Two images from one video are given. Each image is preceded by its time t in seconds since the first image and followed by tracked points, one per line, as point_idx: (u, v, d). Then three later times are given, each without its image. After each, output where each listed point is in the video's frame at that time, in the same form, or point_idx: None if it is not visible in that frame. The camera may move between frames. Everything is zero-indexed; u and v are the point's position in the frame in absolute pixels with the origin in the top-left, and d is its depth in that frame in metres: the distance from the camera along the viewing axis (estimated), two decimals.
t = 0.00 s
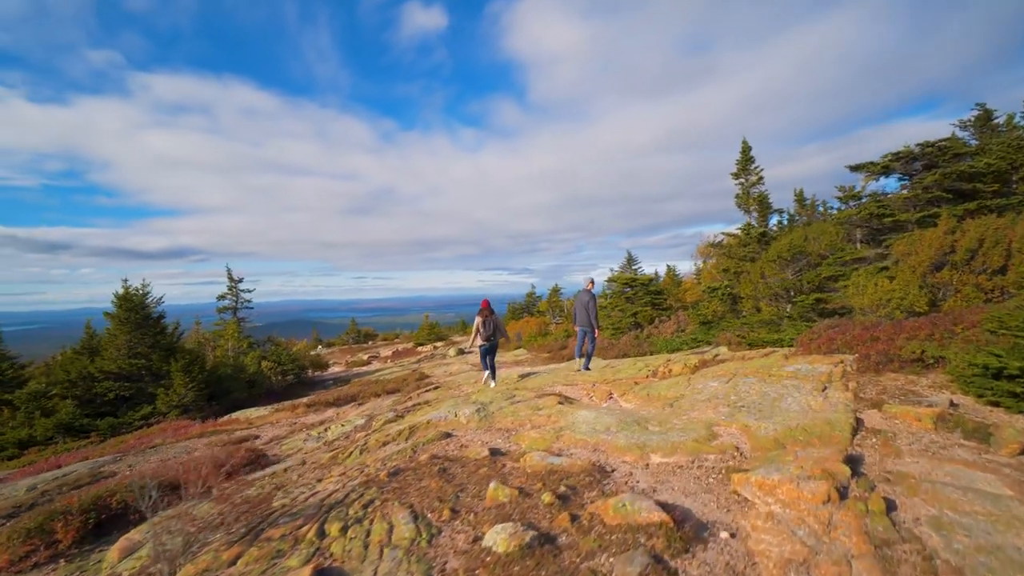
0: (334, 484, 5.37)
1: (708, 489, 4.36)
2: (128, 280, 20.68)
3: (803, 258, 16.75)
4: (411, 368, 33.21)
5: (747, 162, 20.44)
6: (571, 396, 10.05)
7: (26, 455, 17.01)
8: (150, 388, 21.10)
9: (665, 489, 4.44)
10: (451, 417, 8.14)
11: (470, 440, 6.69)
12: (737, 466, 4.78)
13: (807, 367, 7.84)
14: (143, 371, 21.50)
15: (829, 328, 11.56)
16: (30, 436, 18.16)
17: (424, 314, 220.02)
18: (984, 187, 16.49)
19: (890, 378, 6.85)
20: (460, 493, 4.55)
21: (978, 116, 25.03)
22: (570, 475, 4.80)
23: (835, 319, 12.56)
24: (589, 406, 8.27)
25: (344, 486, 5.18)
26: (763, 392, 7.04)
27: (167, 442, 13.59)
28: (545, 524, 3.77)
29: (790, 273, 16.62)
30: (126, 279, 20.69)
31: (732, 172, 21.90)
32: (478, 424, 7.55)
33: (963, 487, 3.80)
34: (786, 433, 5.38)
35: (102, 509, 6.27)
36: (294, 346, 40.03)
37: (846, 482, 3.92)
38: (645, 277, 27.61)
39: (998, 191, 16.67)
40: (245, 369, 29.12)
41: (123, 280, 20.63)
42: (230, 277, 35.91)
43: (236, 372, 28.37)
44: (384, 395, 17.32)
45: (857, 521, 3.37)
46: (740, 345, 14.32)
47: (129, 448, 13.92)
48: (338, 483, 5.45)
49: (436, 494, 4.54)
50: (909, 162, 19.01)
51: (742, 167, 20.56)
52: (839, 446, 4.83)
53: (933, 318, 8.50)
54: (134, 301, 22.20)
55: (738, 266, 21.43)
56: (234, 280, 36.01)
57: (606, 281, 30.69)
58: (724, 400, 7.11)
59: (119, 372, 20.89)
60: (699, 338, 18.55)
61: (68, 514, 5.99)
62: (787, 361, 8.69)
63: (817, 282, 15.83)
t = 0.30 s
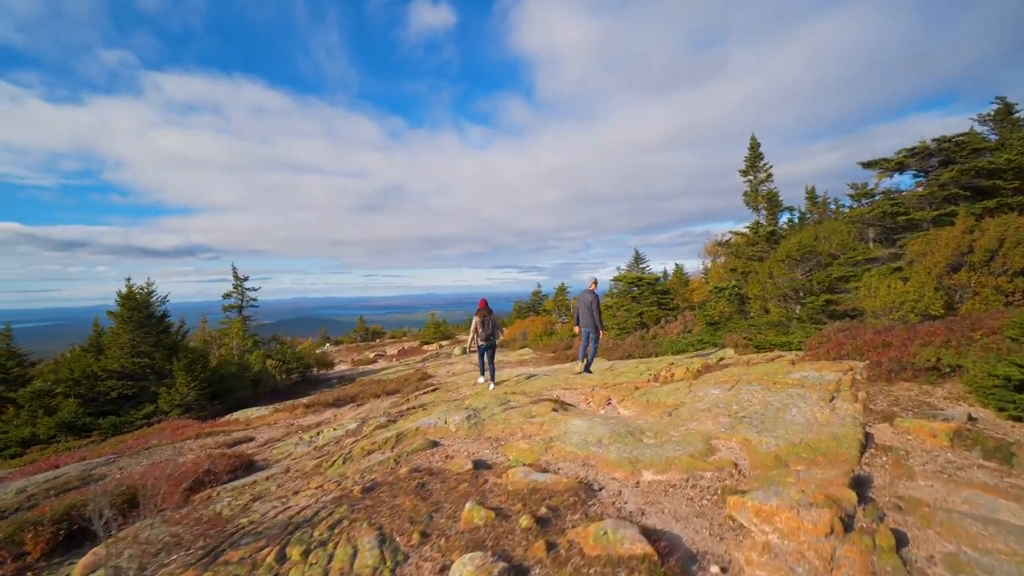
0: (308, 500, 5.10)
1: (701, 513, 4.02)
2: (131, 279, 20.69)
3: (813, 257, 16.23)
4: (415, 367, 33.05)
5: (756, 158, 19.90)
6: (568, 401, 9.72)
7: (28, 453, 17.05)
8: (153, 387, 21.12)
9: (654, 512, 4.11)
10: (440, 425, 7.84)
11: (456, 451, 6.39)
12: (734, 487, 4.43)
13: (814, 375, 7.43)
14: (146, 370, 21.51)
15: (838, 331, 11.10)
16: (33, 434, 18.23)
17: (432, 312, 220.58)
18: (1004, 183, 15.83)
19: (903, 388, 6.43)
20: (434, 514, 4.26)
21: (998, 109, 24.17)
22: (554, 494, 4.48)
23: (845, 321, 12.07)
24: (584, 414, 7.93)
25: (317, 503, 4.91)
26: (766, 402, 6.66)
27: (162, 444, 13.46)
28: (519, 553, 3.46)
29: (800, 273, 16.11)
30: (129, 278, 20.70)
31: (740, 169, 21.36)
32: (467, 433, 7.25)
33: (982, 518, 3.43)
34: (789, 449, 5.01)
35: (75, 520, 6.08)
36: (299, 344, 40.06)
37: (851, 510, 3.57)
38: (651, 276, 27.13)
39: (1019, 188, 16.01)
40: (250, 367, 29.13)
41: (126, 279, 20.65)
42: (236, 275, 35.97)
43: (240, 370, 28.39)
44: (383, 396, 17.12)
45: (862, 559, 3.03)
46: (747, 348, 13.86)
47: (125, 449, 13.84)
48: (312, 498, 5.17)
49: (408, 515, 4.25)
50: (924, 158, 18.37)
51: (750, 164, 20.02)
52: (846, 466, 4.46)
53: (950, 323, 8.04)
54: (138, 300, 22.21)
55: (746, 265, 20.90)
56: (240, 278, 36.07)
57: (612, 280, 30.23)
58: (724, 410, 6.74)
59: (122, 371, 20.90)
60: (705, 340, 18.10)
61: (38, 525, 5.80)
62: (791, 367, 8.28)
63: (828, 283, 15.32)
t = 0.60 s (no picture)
0: (278, 518, 4.83)
1: (693, 543, 3.68)
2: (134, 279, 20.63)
3: (824, 258, 15.70)
4: (419, 368, 32.85)
5: (765, 157, 19.36)
6: (565, 409, 9.38)
7: (30, 453, 17.08)
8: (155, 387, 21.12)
9: (643, 540, 3.78)
10: (429, 433, 7.55)
11: (441, 465, 6.09)
12: (731, 512, 4.08)
13: (823, 385, 7.01)
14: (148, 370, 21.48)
15: (850, 336, 10.62)
16: (35, 434, 18.28)
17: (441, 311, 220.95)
18: None
19: (918, 401, 6.00)
20: (404, 538, 3.96)
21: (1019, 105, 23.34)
22: (535, 517, 4.15)
23: (857, 326, 11.58)
24: (580, 424, 7.58)
25: (287, 522, 4.64)
26: (770, 414, 6.27)
27: (158, 446, 13.32)
28: None
29: (810, 275, 15.61)
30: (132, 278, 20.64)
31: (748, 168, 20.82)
32: (455, 443, 6.95)
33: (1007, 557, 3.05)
34: (793, 469, 4.64)
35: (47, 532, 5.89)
36: (304, 344, 40.06)
37: (860, 546, 3.21)
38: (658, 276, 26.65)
39: None
40: (254, 367, 29.14)
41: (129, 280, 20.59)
42: (241, 275, 36.00)
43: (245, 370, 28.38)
44: (382, 398, 16.89)
45: None
46: (754, 352, 13.40)
47: (121, 450, 13.74)
48: (283, 515, 4.90)
49: (377, 539, 3.95)
50: (941, 156, 17.72)
51: (759, 163, 19.49)
52: (855, 492, 4.08)
53: (969, 330, 7.58)
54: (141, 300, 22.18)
55: (754, 267, 20.36)
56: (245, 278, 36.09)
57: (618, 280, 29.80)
58: (726, 422, 6.37)
59: (124, 371, 20.90)
60: (712, 343, 17.64)
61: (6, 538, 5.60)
62: (799, 375, 7.87)
63: (839, 285, 14.80)
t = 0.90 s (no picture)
0: (249, 534, 4.58)
1: None
2: (142, 279, 20.71)
3: (841, 257, 15.08)
4: (427, 367, 32.74)
5: (779, 152, 18.72)
6: (565, 415, 9.03)
7: (39, 450, 17.25)
8: (163, 385, 21.24)
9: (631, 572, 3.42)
10: (420, 440, 7.26)
11: (427, 476, 5.79)
12: (731, 540, 3.70)
13: (838, 394, 6.54)
14: (156, 368, 21.58)
15: (867, 340, 10.07)
16: (45, 431, 18.48)
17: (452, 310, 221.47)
18: None
19: (943, 413, 5.52)
20: (372, 563, 3.66)
21: None
22: (516, 541, 3.83)
23: (875, 329, 11.03)
24: (577, 432, 7.22)
25: (255, 540, 4.38)
26: (779, 426, 5.85)
27: (159, 446, 13.28)
28: None
29: (825, 275, 15.00)
30: (140, 278, 20.72)
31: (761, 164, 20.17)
32: (445, 452, 6.64)
33: None
34: (802, 490, 4.24)
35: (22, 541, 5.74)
36: (314, 342, 40.22)
37: None
38: (668, 275, 26.09)
39: None
40: (263, 365, 29.25)
41: (138, 279, 20.69)
42: (251, 274, 36.21)
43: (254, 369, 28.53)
44: (384, 399, 16.70)
45: None
46: (766, 354, 12.88)
47: (123, 450, 13.75)
48: (254, 531, 4.66)
49: (343, 564, 3.66)
50: (966, 149, 16.93)
51: (773, 158, 18.85)
52: (870, 520, 3.67)
53: (998, 335, 7.04)
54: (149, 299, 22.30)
55: (767, 266, 19.74)
56: (255, 277, 36.30)
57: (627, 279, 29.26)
58: (731, 434, 5.95)
59: (133, 369, 21.04)
60: (723, 345, 17.13)
61: None
62: (812, 382, 7.40)
63: (856, 285, 14.18)
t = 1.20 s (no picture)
0: (205, 552, 4.28)
1: None
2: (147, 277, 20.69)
3: (858, 255, 14.38)
4: (433, 366, 32.51)
5: (793, 146, 18.01)
6: (561, 420, 8.61)
7: (44, 447, 17.33)
8: (168, 383, 21.29)
9: None
10: (404, 447, 6.91)
11: (406, 488, 5.44)
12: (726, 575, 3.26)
13: (853, 403, 6.02)
14: (162, 366, 21.61)
15: (886, 343, 9.46)
16: (51, 428, 18.60)
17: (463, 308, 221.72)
18: None
19: (971, 427, 4.98)
20: None
21: None
22: (483, 571, 3.44)
23: (895, 330, 10.39)
24: (571, 441, 6.80)
25: (209, 559, 4.06)
26: (787, 439, 5.36)
27: (155, 446, 13.15)
28: None
29: (842, 274, 14.31)
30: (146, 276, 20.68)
31: (774, 159, 19.46)
32: (429, 461, 6.28)
33: None
34: (810, 515, 3.78)
35: None
36: (322, 340, 40.30)
37: None
38: (678, 274, 25.42)
39: None
40: (270, 364, 29.25)
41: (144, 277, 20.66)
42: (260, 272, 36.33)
43: (261, 367, 28.58)
44: (385, 399, 16.43)
45: None
46: (778, 356, 12.30)
47: (120, 449, 13.67)
48: (212, 548, 4.35)
49: None
50: (993, 140, 16.07)
51: (787, 152, 18.14)
52: (886, 555, 3.21)
53: None
54: (155, 297, 22.31)
55: (781, 264, 19.01)
56: (264, 275, 36.42)
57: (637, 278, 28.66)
58: (734, 447, 5.48)
59: (138, 367, 21.08)
60: (734, 346, 16.53)
61: None
62: (826, 388, 6.87)
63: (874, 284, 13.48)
